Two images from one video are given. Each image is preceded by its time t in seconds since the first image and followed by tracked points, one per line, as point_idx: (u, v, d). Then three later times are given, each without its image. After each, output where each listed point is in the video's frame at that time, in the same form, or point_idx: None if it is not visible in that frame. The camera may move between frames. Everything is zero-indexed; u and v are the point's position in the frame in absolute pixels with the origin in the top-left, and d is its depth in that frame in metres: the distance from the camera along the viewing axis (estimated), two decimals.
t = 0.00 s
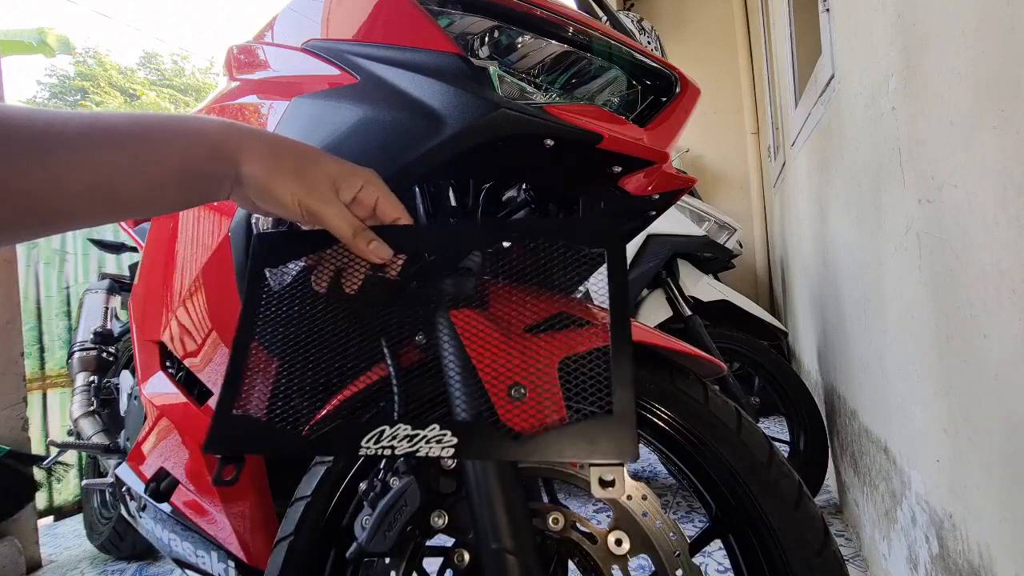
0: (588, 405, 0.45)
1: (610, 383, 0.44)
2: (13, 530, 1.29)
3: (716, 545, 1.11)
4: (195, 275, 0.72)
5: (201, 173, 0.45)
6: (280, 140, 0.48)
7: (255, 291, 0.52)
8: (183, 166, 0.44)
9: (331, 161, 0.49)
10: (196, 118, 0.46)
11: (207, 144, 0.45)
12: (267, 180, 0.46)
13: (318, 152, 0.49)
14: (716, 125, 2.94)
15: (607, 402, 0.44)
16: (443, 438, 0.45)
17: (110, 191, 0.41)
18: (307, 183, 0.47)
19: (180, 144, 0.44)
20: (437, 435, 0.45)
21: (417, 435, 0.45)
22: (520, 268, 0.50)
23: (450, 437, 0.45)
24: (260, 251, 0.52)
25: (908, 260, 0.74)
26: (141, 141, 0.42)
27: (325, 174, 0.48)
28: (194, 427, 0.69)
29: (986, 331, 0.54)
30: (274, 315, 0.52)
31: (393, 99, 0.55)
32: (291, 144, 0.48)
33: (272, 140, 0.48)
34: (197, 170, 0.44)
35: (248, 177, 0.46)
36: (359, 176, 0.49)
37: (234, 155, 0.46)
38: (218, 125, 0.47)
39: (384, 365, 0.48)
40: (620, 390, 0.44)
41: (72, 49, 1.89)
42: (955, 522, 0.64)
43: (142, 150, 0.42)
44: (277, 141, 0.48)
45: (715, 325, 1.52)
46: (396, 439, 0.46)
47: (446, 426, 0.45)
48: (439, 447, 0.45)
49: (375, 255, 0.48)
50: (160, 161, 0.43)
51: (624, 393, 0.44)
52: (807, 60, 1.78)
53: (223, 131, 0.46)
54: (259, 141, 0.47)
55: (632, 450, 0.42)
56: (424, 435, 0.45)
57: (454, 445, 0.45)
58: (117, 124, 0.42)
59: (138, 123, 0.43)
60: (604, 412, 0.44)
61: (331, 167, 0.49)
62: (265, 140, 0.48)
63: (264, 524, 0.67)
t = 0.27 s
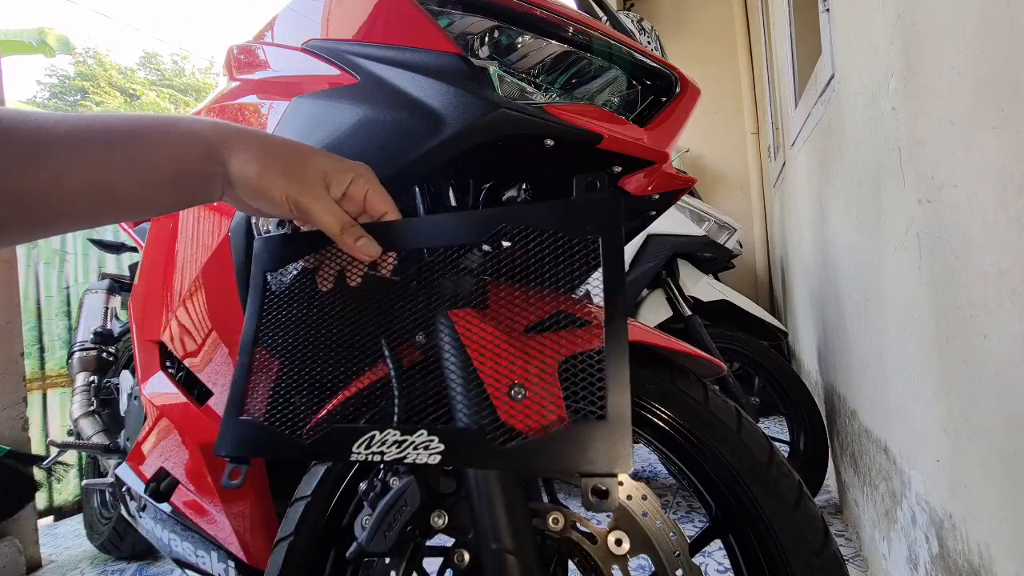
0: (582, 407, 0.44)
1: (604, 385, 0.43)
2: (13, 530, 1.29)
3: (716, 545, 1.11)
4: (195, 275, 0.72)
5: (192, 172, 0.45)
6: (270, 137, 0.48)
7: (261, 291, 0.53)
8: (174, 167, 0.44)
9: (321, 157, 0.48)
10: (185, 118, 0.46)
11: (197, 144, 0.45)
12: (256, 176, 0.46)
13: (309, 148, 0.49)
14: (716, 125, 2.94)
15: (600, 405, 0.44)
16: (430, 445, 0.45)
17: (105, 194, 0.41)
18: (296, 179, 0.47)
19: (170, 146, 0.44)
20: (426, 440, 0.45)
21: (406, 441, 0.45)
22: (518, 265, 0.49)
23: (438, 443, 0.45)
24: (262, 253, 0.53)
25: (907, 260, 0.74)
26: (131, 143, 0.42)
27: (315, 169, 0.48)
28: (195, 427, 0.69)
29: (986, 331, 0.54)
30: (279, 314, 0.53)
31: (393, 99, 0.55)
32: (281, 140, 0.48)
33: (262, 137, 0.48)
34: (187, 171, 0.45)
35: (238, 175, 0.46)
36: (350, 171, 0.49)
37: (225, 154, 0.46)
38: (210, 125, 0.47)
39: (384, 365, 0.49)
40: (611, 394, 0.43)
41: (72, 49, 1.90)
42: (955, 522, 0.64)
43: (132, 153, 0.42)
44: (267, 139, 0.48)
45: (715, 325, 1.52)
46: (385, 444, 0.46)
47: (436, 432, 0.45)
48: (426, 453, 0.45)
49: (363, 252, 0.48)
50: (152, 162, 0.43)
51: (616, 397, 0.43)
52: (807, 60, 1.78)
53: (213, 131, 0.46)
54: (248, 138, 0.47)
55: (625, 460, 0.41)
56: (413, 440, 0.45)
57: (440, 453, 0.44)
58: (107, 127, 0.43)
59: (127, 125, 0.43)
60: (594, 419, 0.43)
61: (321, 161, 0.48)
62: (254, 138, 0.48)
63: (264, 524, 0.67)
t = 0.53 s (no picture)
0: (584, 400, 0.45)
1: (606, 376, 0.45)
2: (13, 530, 1.29)
3: (716, 545, 1.11)
4: (195, 276, 0.72)
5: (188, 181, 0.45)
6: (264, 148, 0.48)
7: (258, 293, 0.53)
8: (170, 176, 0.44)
9: (317, 163, 0.49)
10: (180, 129, 0.46)
11: (193, 152, 0.45)
12: (254, 183, 0.46)
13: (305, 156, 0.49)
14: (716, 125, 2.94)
15: (602, 398, 0.45)
16: (442, 439, 0.45)
17: (101, 201, 0.41)
18: (293, 186, 0.47)
19: (165, 154, 0.44)
20: (437, 437, 0.46)
21: (418, 438, 0.46)
22: (520, 265, 0.49)
23: (449, 438, 0.45)
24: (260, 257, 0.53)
25: (908, 260, 0.74)
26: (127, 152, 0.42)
27: (311, 176, 0.48)
28: (194, 427, 0.69)
29: (986, 331, 0.54)
30: (277, 316, 0.53)
31: (393, 99, 0.55)
32: (276, 149, 0.48)
33: (256, 147, 0.48)
34: (184, 179, 0.44)
35: (235, 183, 0.46)
36: (346, 176, 0.49)
37: (220, 163, 0.46)
38: (204, 135, 0.47)
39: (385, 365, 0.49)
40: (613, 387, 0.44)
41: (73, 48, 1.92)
42: (955, 522, 0.64)
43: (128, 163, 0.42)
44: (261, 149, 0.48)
45: (715, 325, 1.52)
46: (398, 442, 0.46)
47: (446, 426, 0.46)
48: (439, 448, 0.45)
49: (365, 253, 0.48)
50: (147, 171, 0.43)
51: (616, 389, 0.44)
52: (807, 60, 1.78)
53: (209, 140, 0.46)
54: (243, 147, 0.47)
55: (626, 445, 0.43)
56: (425, 437, 0.46)
57: (453, 446, 0.45)
58: (102, 138, 0.43)
59: (122, 136, 0.43)
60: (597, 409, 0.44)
61: (317, 168, 0.48)
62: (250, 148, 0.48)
63: (264, 524, 0.67)
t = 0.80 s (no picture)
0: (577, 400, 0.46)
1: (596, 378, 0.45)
2: (13, 530, 1.29)
3: (716, 545, 1.11)
4: (195, 276, 0.72)
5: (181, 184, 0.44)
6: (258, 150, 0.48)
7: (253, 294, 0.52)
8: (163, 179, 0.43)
9: (310, 165, 0.49)
10: (173, 131, 0.46)
11: (187, 155, 0.45)
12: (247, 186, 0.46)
13: (298, 158, 0.49)
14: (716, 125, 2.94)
15: (593, 402, 0.45)
16: (437, 441, 0.45)
17: (97, 203, 0.41)
18: (286, 188, 0.47)
19: (157, 157, 0.44)
20: (432, 438, 0.46)
21: (413, 439, 0.46)
22: (517, 267, 0.50)
23: (444, 439, 0.45)
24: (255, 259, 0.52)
25: (907, 260, 0.74)
26: (119, 156, 0.42)
27: (304, 178, 0.48)
28: (194, 427, 0.69)
29: (986, 331, 0.54)
30: (272, 317, 0.52)
31: (393, 99, 0.55)
32: (270, 151, 0.48)
33: (250, 149, 0.48)
34: (177, 182, 0.44)
35: (228, 186, 0.46)
36: (339, 179, 0.49)
37: (212, 166, 0.46)
38: (196, 138, 0.46)
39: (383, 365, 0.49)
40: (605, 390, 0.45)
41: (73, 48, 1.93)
42: (955, 522, 0.64)
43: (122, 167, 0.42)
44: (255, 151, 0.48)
45: (715, 325, 1.52)
46: (393, 444, 0.46)
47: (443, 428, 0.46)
48: (434, 449, 0.45)
49: (359, 253, 0.48)
50: (141, 175, 0.43)
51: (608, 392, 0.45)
52: (807, 60, 1.78)
53: (202, 143, 0.46)
54: (236, 149, 0.47)
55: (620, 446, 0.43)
56: (420, 438, 0.46)
57: (448, 447, 0.45)
58: (95, 141, 0.42)
59: (115, 139, 0.43)
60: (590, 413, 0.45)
61: (310, 170, 0.48)
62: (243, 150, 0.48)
63: (264, 524, 0.67)
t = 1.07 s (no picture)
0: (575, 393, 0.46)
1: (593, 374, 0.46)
2: (13, 530, 1.29)
3: (716, 545, 1.11)
4: (195, 276, 0.72)
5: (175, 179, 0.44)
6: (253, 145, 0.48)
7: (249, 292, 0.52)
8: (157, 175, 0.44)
9: (305, 161, 0.49)
10: (167, 126, 0.46)
11: (181, 151, 0.45)
12: (243, 181, 0.46)
13: (293, 155, 0.49)
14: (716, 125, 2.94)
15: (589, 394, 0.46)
16: (440, 435, 0.45)
17: (92, 201, 0.41)
18: (281, 184, 0.47)
19: (151, 152, 0.44)
20: (434, 432, 0.46)
21: (415, 434, 0.46)
22: (517, 267, 0.50)
23: (447, 433, 0.45)
24: (247, 258, 0.52)
25: (908, 260, 0.74)
26: (113, 151, 0.42)
27: (300, 174, 0.48)
28: (194, 427, 0.69)
29: (986, 331, 0.54)
30: (268, 316, 0.52)
31: (393, 99, 0.55)
32: (265, 147, 0.48)
33: (244, 144, 0.48)
34: (171, 178, 0.44)
35: (222, 182, 0.46)
36: (334, 175, 0.49)
37: (206, 162, 0.46)
38: (190, 133, 0.46)
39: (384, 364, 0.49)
40: (602, 384, 0.45)
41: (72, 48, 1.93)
42: (955, 522, 0.64)
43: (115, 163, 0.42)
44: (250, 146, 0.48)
45: (715, 325, 1.52)
46: (394, 438, 0.46)
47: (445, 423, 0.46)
48: (437, 443, 0.45)
49: (355, 247, 0.47)
50: (135, 171, 0.43)
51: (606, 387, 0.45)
52: (807, 60, 1.78)
53: (196, 139, 0.46)
54: (231, 145, 0.47)
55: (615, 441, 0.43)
56: (421, 433, 0.46)
57: (451, 441, 0.45)
58: (90, 137, 0.42)
59: (109, 135, 0.43)
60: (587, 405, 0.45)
61: (305, 166, 0.48)
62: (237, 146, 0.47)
63: (264, 524, 0.67)
